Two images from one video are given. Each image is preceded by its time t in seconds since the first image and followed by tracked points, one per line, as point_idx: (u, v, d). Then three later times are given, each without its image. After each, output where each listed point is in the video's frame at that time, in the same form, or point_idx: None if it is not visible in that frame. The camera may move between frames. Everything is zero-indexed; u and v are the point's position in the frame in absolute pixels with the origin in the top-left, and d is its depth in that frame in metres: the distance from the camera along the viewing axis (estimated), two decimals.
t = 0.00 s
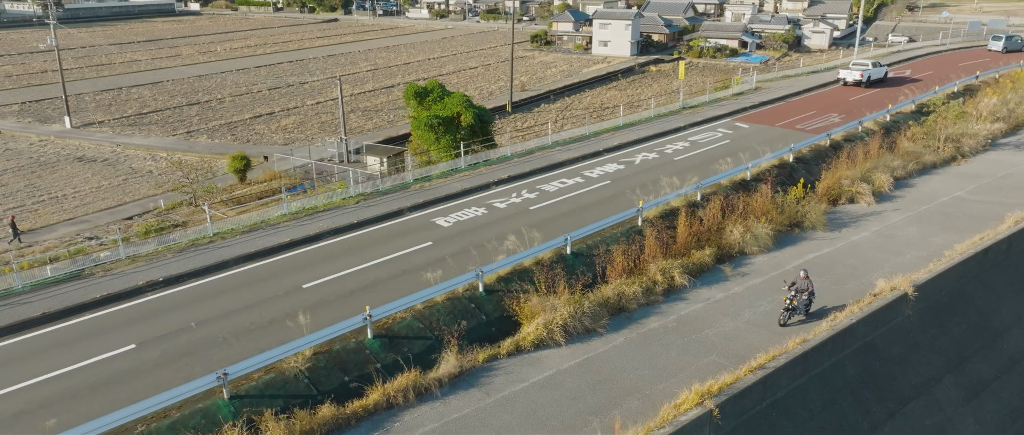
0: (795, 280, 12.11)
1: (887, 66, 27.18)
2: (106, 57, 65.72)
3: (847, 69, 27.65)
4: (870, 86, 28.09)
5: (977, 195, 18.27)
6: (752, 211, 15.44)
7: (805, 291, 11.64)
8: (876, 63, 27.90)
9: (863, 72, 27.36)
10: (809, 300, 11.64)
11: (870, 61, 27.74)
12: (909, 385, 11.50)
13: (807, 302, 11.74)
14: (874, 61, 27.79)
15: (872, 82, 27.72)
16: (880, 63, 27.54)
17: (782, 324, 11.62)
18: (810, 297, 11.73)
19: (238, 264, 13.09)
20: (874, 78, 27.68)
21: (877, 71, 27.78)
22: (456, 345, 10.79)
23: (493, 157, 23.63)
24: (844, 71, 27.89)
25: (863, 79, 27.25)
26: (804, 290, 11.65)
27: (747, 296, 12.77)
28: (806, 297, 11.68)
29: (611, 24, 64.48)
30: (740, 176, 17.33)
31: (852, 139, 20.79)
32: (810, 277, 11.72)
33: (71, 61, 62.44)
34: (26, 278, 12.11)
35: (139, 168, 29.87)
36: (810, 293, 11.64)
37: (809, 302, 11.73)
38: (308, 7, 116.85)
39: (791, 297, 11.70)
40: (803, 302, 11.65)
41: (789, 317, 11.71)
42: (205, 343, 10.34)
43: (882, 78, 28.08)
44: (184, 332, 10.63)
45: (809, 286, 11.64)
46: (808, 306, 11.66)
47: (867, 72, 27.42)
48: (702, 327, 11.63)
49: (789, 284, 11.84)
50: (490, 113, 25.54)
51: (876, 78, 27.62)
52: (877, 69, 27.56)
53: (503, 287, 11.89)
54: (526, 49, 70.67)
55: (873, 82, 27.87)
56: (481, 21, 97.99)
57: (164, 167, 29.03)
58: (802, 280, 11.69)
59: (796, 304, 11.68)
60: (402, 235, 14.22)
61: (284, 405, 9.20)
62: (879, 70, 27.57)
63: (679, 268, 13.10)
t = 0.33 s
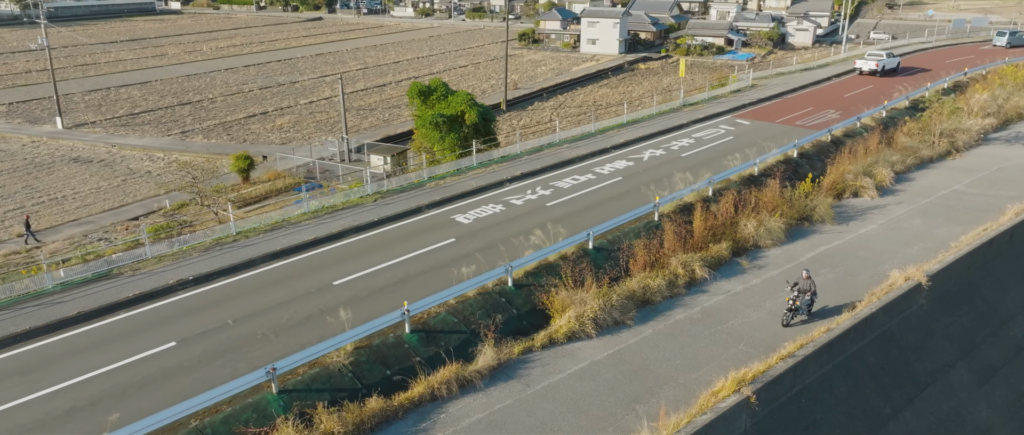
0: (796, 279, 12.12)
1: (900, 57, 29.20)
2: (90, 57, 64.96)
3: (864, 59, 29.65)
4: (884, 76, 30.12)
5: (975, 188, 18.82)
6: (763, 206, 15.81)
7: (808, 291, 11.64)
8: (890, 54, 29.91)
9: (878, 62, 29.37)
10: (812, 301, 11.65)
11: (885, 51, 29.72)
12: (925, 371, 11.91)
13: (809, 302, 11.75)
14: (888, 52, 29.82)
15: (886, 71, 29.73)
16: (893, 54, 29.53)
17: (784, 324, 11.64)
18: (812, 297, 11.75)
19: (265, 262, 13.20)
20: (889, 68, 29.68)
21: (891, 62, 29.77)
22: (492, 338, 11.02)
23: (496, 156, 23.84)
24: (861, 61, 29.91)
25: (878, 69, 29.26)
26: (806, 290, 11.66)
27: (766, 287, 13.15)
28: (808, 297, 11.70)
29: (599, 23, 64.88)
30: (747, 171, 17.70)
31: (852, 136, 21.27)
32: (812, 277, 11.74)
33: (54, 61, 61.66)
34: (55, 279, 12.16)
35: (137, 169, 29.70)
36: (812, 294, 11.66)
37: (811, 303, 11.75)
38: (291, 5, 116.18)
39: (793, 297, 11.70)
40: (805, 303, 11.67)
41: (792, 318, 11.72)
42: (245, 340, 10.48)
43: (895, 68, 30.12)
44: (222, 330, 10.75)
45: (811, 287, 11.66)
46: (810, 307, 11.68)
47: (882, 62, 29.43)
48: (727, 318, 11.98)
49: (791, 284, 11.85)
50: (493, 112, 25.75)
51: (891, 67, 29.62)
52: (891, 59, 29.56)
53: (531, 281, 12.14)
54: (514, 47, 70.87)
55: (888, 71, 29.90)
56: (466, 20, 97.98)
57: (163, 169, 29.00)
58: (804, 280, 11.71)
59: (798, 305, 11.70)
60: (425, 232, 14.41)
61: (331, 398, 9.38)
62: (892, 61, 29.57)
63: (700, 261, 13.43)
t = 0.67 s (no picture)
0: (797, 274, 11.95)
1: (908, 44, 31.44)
2: (71, 51, 64.00)
3: (874, 46, 32.03)
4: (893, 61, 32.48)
5: (971, 177, 19.30)
6: (772, 195, 16.11)
7: (809, 289, 11.50)
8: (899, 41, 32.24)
9: (888, 49, 31.71)
10: (812, 298, 11.54)
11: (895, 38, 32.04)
12: (938, 355, 12.29)
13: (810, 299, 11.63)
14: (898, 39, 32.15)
15: (896, 57, 32.08)
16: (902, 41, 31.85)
17: (786, 322, 11.64)
18: (813, 294, 11.62)
19: (287, 257, 13.26)
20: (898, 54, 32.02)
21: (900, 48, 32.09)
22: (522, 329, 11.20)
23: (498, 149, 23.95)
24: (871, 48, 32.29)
25: (888, 55, 31.57)
26: (807, 288, 11.51)
27: (781, 275, 13.47)
28: (809, 295, 11.57)
29: (586, 15, 65.05)
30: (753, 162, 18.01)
31: (850, 126, 21.68)
32: (813, 274, 11.55)
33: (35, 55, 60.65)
34: (80, 275, 12.15)
35: (131, 164, 29.42)
36: (813, 292, 11.52)
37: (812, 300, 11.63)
38: None
39: (795, 295, 11.61)
40: (806, 301, 11.57)
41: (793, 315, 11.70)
42: (280, 333, 10.56)
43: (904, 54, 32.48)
44: (255, 324, 10.82)
45: (812, 285, 11.51)
46: (811, 304, 11.60)
47: (891, 48, 31.75)
48: (746, 306, 12.28)
49: (792, 281, 11.70)
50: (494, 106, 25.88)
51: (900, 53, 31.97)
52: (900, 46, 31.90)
53: (555, 272, 12.34)
54: (500, 40, 70.82)
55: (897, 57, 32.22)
56: (450, 13, 97.66)
57: (159, 166, 28.78)
58: (805, 278, 11.54)
59: (800, 302, 11.63)
60: (443, 225, 14.54)
61: (372, 389, 9.52)
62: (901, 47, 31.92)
63: (716, 251, 13.71)
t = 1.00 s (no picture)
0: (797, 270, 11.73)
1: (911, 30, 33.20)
2: (46, 43, 62.72)
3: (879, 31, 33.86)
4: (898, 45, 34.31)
5: (965, 165, 19.75)
6: (777, 184, 16.38)
7: (809, 287, 11.29)
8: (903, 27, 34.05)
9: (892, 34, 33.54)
10: (812, 296, 11.33)
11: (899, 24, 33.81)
12: (946, 338, 12.65)
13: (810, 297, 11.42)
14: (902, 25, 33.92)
15: (900, 42, 33.93)
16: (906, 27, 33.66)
17: (786, 321, 11.50)
18: (814, 292, 11.42)
19: (305, 251, 13.24)
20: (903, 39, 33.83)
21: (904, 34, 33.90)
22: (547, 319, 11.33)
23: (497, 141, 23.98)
24: (876, 33, 34.11)
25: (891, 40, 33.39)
26: (807, 286, 11.30)
27: (792, 263, 13.75)
28: (809, 293, 11.36)
29: (570, 6, 65.03)
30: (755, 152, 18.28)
31: (844, 116, 22.04)
32: (813, 272, 11.32)
33: (9, 47, 59.31)
34: (98, 273, 12.06)
35: (121, 160, 29.02)
36: (813, 290, 11.32)
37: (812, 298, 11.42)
38: None
39: (795, 293, 11.42)
40: (806, 299, 11.37)
41: (794, 313, 11.55)
42: (309, 327, 10.60)
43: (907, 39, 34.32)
44: (283, 319, 10.84)
45: (811, 283, 11.30)
46: (811, 302, 11.40)
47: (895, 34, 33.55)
48: (762, 293, 12.52)
49: (792, 279, 11.49)
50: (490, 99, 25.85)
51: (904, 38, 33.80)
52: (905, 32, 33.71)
53: (575, 264, 12.49)
54: (484, 31, 70.57)
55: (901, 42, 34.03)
56: (430, 4, 97.07)
57: (150, 161, 28.43)
58: (805, 276, 11.32)
59: (800, 301, 11.45)
60: (458, 217, 14.60)
61: (407, 381, 9.60)
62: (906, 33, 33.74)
63: (728, 240, 13.96)
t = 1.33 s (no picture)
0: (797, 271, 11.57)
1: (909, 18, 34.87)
2: (18, 38, 61.31)
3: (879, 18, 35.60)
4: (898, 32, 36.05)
5: (957, 154, 20.20)
6: (780, 175, 16.63)
7: (810, 287, 11.12)
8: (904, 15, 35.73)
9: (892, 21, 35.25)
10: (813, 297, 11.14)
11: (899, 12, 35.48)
12: (952, 323, 13.00)
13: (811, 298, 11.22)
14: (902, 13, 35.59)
15: (900, 29, 35.63)
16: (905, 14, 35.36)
17: (789, 323, 11.31)
18: (815, 292, 11.24)
19: (321, 248, 13.20)
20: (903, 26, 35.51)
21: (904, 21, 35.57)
22: (570, 312, 11.44)
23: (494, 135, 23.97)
24: (877, 20, 35.85)
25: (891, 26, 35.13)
26: (808, 286, 11.12)
27: (800, 253, 14.01)
28: (811, 293, 11.17)
29: None
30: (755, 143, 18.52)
31: (837, 108, 22.37)
32: (814, 272, 11.17)
33: None
34: (114, 273, 11.93)
35: (109, 157, 28.56)
36: (814, 290, 11.13)
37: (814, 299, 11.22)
38: None
39: (796, 294, 11.22)
40: (808, 299, 11.18)
41: (795, 315, 11.37)
42: (336, 324, 10.60)
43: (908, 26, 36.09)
44: (308, 316, 10.81)
45: (812, 283, 11.12)
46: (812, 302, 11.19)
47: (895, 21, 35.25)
48: (776, 282, 12.75)
49: (793, 280, 11.31)
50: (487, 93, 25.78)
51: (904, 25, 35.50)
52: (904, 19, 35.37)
53: (592, 257, 12.64)
54: (466, 23, 70.26)
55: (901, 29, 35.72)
56: None
57: (139, 158, 28.01)
58: (806, 276, 11.15)
59: (801, 302, 11.24)
60: (470, 212, 14.63)
61: (439, 376, 9.65)
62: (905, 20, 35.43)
63: (739, 231, 14.18)
